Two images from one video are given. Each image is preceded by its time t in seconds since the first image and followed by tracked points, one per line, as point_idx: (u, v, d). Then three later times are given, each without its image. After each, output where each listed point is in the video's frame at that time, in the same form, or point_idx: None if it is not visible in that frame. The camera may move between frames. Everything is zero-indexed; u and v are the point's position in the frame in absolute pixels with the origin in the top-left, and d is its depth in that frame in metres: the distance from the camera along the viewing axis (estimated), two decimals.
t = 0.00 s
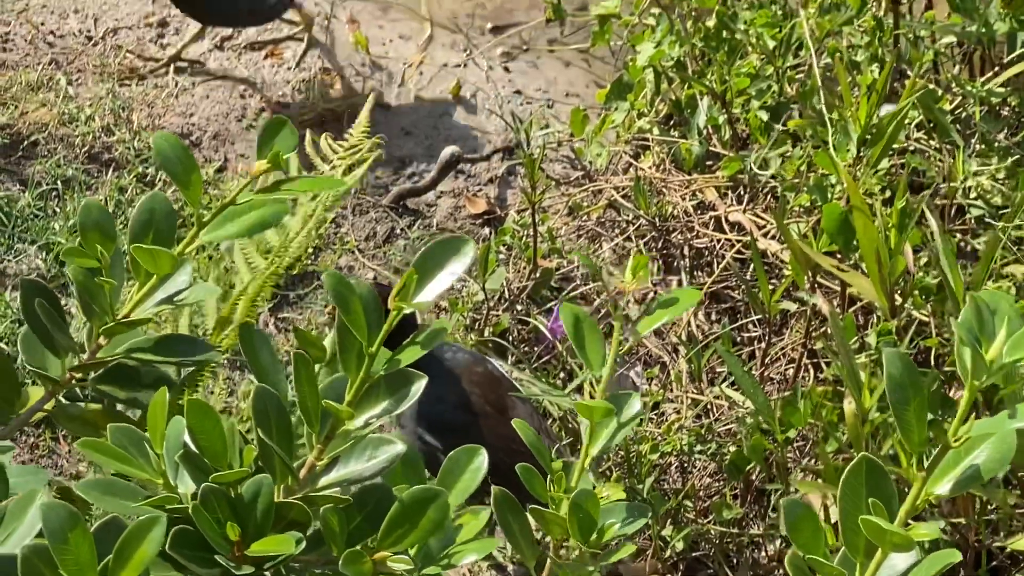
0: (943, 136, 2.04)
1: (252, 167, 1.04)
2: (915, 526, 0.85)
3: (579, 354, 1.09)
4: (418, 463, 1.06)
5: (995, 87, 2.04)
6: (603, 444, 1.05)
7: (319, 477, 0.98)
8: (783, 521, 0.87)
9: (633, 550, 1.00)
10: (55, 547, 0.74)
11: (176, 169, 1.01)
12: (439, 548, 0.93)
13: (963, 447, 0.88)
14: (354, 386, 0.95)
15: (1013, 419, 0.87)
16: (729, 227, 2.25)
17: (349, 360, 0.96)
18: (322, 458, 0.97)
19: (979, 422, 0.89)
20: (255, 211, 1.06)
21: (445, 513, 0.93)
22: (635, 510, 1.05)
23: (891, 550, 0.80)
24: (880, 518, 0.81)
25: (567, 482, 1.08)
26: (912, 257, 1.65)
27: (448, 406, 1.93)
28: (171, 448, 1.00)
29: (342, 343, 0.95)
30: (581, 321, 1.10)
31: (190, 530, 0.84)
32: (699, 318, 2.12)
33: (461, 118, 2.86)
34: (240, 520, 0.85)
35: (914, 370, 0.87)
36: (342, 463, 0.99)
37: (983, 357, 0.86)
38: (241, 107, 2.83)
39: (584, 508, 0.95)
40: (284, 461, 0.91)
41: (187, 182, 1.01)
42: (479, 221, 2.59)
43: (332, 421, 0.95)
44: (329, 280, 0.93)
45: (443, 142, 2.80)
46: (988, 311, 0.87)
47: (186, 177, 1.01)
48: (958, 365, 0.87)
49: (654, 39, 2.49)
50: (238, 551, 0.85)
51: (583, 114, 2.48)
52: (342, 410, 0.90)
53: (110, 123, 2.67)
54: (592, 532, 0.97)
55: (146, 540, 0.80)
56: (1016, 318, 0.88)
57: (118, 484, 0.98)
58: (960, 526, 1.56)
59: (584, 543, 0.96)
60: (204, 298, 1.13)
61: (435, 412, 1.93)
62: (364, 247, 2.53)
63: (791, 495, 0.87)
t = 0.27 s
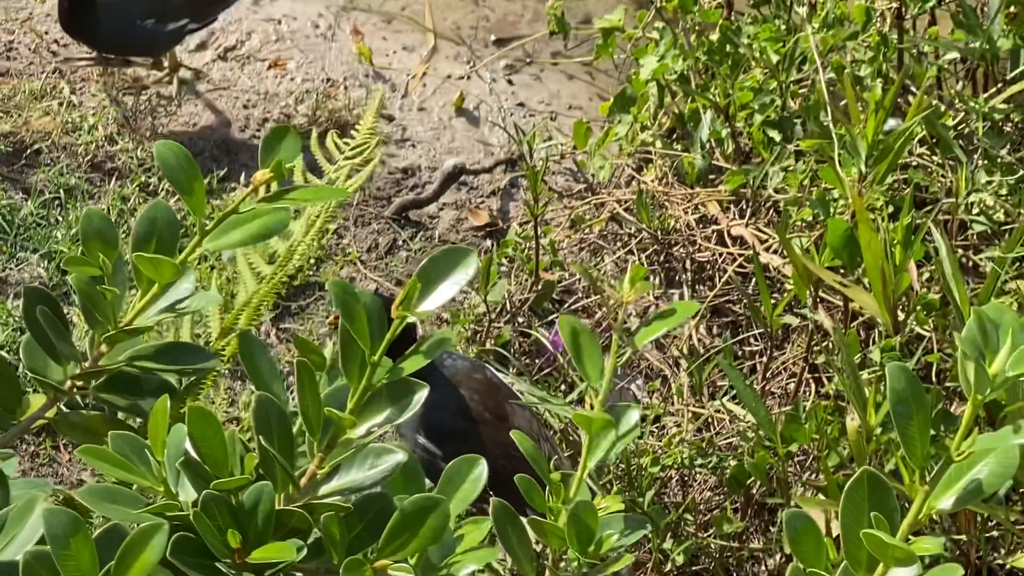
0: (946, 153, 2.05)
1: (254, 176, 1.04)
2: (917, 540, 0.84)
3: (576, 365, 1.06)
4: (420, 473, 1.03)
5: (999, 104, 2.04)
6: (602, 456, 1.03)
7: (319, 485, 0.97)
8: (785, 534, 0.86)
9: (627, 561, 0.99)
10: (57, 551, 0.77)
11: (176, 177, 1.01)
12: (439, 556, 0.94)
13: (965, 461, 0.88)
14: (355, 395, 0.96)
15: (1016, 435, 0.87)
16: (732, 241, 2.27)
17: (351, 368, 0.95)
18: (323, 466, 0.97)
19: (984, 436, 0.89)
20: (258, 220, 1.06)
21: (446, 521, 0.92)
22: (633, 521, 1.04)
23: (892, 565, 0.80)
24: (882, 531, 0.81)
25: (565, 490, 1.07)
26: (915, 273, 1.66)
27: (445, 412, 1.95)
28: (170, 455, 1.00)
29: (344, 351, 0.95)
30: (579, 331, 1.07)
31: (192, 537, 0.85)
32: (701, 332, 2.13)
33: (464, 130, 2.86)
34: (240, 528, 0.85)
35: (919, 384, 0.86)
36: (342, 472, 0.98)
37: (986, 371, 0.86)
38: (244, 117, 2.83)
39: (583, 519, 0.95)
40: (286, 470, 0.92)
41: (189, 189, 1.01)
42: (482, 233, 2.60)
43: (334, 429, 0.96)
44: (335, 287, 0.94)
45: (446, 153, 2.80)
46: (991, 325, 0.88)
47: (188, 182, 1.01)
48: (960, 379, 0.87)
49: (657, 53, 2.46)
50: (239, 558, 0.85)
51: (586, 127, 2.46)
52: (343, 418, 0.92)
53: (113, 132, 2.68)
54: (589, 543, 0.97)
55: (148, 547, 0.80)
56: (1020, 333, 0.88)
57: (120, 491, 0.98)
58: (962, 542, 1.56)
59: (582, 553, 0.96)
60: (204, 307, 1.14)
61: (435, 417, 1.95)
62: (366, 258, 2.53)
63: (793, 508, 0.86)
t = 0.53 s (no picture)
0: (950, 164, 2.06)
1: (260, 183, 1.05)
2: (920, 549, 0.84)
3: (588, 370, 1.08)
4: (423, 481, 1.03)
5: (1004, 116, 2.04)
6: (609, 464, 1.01)
7: (321, 491, 0.96)
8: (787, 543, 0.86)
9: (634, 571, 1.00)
10: (59, 557, 0.76)
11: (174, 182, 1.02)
12: (442, 562, 0.93)
13: (969, 471, 0.87)
14: (358, 401, 0.96)
15: (1020, 445, 0.87)
16: (735, 250, 2.29)
17: (353, 373, 0.96)
18: (326, 472, 0.96)
19: (987, 446, 0.89)
20: (264, 227, 1.07)
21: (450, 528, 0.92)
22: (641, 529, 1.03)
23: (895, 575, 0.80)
24: (885, 540, 0.81)
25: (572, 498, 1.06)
26: (919, 284, 1.66)
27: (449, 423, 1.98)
28: (174, 460, 1.01)
29: (347, 358, 0.96)
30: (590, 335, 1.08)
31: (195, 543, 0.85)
32: (703, 342, 2.14)
33: (468, 140, 2.85)
34: (243, 533, 0.85)
35: (923, 393, 0.86)
36: (345, 477, 0.97)
37: (990, 381, 0.86)
38: (250, 125, 2.82)
39: (590, 530, 0.94)
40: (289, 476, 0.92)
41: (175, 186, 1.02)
42: (486, 242, 2.61)
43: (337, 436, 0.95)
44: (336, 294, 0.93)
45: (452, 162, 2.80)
46: (997, 335, 0.88)
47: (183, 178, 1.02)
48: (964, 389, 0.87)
49: (661, 62, 2.47)
50: (241, 564, 0.85)
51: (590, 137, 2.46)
52: (346, 424, 0.92)
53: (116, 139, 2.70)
54: (597, 553, 0.96)
55: (150, 553, 0.81)
56: None
57: (122, 497, 0.98)
58: (964, 553, 1.57)
59: (589, 563, 0.95)
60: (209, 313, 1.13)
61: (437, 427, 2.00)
62: (369, 266, 2.55)
63: (795, 516, 0.86)
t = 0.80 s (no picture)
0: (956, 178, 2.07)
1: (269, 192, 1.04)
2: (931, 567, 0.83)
3: (596, 383, 1.03)
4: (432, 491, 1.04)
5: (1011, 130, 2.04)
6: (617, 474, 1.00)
7: (328, 500, 0.97)
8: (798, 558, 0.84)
9: None
10: (66, 562, 0.77)
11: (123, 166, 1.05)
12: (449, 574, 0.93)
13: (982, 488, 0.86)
14: (366, 410, 0.95)
15: None
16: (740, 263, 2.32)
17: (362, 383, 0.95)
18: (333, 480, 0.96)
19: (1002, 464, 0.88)
20: (274, 235, 1.05)
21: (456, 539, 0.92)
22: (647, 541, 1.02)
23: None
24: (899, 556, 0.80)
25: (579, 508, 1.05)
26: (924, 298, 1.66)
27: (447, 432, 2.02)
28: (182, 466, 1.02)
29: (356, 366, 0.94)
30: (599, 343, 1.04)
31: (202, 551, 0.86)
32: (707, 353, 2.16)
33: (473, 150, 2.97)
34: (250, 541, 0.85)
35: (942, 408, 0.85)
36: (352, 487, 0.97)
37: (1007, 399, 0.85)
38: (255, 133, 2.93)
39: (596, 540, 0.93)
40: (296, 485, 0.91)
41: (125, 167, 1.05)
42: (491, 251, 2.71)
43: (344, 444, 0.94)
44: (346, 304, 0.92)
45: (456, 172, 2.90)
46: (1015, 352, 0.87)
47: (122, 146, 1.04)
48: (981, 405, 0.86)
49: (667, 75, 2.51)
50: (247, 572, 0.85)
51: (594, 147, 2.58)
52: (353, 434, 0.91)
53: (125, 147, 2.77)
54: (603, 564, 0.94)
55: (156, 559, 0.82)
56: None
57: (130, 503, 0.98)
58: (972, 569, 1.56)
59: (595, 574, 0.93)
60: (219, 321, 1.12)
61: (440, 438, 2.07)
62: (374, 275, 2.64)
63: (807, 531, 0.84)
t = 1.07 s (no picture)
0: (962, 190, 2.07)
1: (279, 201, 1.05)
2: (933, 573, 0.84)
3: (610, 389, 1.06)
4: (434, 497, 1.04)
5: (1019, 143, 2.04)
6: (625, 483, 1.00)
7: (331, 504, 0.97)
8: (800, 563, 0.84)
9: None
10: (70, 563, 0.77)
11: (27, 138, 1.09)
12: None
13: (984, 495, 0.87)
14: (370, 416, 0.96)
15: None
16: (746, 273, 2.32)
17: (366, 389, 0.96)
18: (336, 485, 0.96)
19: (1004, 472, 0.89)
20: (282, 244, 1.07)
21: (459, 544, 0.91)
22: (654, 551, 1.01)
23: None
24: (899, 562, 0.80)
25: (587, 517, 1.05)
26: (931, 310, 1.66)
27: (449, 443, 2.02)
28: (185, 471, 1.03)
29: (361, 373, 0.95)
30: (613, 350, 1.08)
31: (205, 555, 0.86)
32: (711, 363, 2.17)
33: (480, 158, 2.98)
34: (253, 545, 0.85)
35: (943, 415, 0.85)
36: (355, 492, 0.97)
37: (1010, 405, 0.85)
38: (261, 140, 2.94)
39: (604, 548, 0.93)
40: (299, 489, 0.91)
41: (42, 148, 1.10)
42: (496, 260, 2.71)
43: (348, 449, 0.94)
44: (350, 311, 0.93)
45: (462, 180, 2.91)
46: (1016, 360, 0.87)
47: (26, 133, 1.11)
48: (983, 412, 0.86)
49: (674, 84, 2.54)
50: None
51: (601, 157, 2.59)
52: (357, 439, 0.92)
53: (131, 152, 2.77)
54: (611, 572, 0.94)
55: (160, 561, 0.83)
56: None
57: (134, 507, 0.99)
58: None
59: None
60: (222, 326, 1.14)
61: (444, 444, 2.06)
62: (379, 282, 2.64)
63: (809, 537, 0.84)
